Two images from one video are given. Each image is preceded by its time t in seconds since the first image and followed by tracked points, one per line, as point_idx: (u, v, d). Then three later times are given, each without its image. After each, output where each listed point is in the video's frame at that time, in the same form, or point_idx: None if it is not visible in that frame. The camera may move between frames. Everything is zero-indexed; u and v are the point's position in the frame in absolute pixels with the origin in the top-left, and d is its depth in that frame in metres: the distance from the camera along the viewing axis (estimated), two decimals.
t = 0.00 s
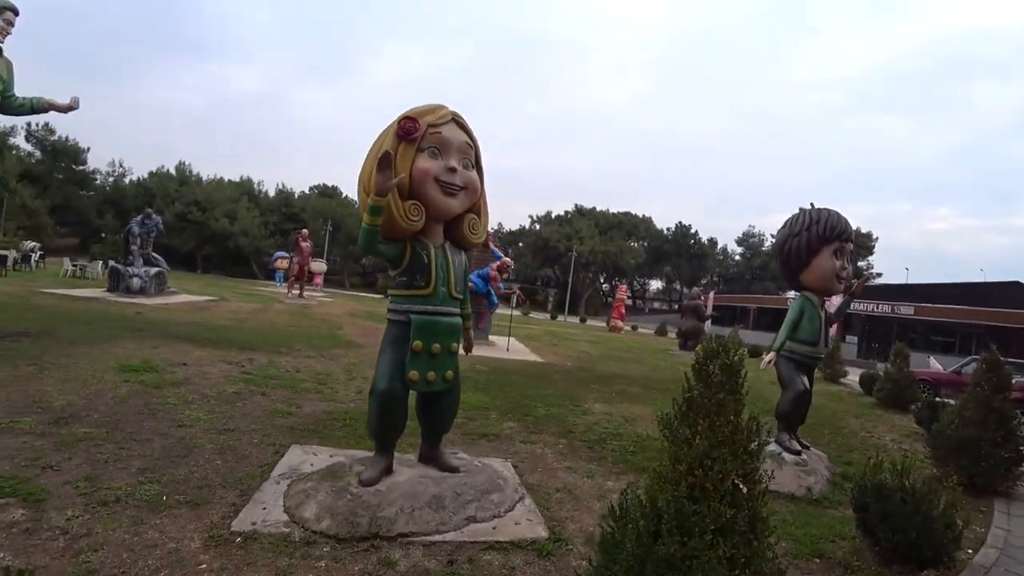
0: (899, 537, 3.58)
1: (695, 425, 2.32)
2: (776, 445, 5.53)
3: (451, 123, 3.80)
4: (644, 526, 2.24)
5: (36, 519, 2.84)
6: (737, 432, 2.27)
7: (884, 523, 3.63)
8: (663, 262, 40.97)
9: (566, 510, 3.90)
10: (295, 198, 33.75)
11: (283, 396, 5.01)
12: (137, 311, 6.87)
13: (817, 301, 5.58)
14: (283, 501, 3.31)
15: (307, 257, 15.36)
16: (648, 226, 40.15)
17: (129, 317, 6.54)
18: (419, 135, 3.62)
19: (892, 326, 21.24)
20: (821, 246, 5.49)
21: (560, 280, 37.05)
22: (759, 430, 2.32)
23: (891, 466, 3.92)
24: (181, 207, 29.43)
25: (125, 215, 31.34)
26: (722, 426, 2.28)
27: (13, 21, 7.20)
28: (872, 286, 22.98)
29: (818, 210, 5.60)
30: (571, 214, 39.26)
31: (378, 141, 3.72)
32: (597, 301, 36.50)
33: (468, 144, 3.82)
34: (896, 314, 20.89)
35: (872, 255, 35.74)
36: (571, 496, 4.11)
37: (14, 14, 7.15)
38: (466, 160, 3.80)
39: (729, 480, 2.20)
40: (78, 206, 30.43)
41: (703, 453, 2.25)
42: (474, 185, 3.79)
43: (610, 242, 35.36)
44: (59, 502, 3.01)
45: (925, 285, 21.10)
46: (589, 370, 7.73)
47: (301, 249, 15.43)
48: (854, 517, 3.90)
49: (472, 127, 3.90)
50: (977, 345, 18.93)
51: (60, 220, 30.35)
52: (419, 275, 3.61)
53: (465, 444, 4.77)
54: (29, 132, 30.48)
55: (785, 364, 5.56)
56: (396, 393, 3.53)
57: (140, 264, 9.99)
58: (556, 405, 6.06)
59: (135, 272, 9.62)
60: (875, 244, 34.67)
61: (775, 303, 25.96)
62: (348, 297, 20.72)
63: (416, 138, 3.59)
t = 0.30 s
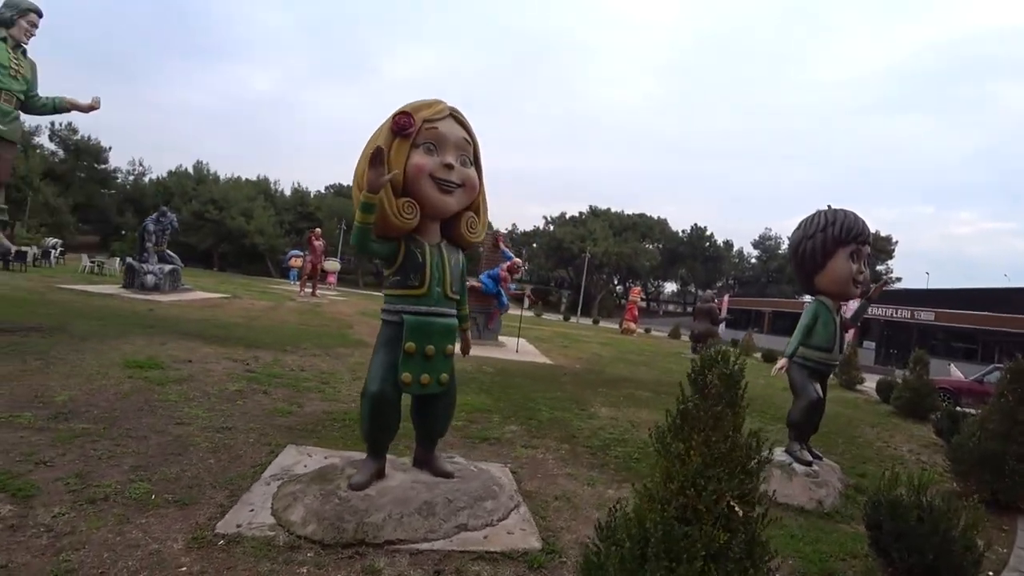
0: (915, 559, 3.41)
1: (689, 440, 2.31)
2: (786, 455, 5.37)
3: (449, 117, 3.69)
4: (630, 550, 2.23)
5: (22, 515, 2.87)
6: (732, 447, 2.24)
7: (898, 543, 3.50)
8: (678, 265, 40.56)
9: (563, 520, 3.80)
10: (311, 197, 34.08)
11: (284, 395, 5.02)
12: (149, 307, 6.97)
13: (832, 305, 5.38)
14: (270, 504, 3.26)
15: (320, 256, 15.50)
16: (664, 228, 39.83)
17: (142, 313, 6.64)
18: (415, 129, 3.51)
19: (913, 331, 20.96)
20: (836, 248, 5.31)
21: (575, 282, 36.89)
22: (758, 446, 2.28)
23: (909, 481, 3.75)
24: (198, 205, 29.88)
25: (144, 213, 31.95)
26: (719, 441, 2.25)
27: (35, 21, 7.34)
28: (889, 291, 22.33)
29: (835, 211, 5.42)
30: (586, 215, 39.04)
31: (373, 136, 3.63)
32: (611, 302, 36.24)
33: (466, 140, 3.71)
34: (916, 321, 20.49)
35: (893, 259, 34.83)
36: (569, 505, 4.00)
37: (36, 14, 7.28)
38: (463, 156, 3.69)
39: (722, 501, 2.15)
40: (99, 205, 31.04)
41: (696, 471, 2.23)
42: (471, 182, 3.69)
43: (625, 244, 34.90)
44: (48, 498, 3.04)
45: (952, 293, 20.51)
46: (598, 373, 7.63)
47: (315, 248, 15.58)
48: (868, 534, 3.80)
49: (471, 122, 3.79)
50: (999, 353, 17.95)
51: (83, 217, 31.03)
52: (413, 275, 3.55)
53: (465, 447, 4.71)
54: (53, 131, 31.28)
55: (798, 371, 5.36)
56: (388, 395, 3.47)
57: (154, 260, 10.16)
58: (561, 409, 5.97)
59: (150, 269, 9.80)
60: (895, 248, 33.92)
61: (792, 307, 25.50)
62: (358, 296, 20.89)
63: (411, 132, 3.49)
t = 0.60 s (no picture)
0: (923, 565, 3.31)
1: (677, 445, 2.24)
2: (790, 458, 5.23)
3: (439, 114, 3.64)
4: (611, 561, 2.02)
5: (8, 518, 2.86)
6: (723, 453, 2.17)
7: (905, 549, 3.41)
8: (683, 266, 40.32)
9: (558, 525, 3.71)
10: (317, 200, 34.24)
11: (281, 397, 5.01)
12: (152, 311, 7.01)
13: (835, 304, 5.28)
14: (259, 508, 3.23)
15: (323, 259, 15.55)
16: (669, 229, 39.61)
17: (144, 316, 6.68)
18: (404, 128, 3.47)
19: (920, 331, 20.63)
20: (839, 246, 5.22)
21: (579, 283, 36.75)
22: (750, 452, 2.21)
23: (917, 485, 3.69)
24: (203, 209, 30.04)
25: (150, 217, 32.17)
26: (710, 446, 2.19)
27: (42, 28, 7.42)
28: (894, 291, 22.01)
29: (837, 209, 5.32)
30: (590, 216, 38.89)
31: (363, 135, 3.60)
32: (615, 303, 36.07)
33: (456, 138, 3.67)
34: (923, 319, 20.09)
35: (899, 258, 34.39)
36: (565, 509, 3.92)
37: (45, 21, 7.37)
38: (454, 154, 3.65)
39: (711, 509, 2.07)
40: (106, 208, 31.31)
41: (685, 476, 2.15)
42: (462, 181, 3.65)
43: (629, 245, 34.75)
44: (35, 501, 3.03)
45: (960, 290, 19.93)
46: (600, 375, 7.56)
47: (318, 250, 15.63)
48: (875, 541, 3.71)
49: (463, 120, 3.74)
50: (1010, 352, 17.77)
51: (89, 221, 31.26)
52: (403, 275, 3.52)
53: (461, 451, 4.66)
54: (61, 136, 31.62)
55: (800, 372, 5.26)
56: (378, 398, 3.43)
57: (157, 264, 10.21)
58: (561, 411, 5.91)
59: (153, 273, 9.86)
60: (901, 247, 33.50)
61: (797, 307, 25.24)
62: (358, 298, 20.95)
63: (400, 131, 3.45)
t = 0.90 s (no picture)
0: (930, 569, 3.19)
1: (659, 446, 2.14)
2: (795, 459, 5.08)
3: (427, 114, 3.63)
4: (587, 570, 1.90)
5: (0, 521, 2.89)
6: (706, 455, 2.08)
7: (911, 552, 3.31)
8: (690, 266, 40.09)
9: (552, 530, 3.65)
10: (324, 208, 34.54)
11: (281, 402, 5.03)
12: (158, 318, 7.10)
13: (839, 300, 5.18)
14: (249, 511, 3.22)
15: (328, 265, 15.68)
16: (675, 229, 39.42)
17: (151, 323, 6.77)
18: (390, 128, 3.46)
19: (932, 327, 20.25)
20: (841, 240, 5.13)
21: (586, 286, 36.64)
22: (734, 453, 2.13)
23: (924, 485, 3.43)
24: (211, 218, 30.38)
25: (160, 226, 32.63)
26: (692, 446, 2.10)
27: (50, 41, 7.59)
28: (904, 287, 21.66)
29: (838, 202, 5.23)
30: (595, 218, 38.76)
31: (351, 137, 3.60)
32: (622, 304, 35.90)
33: (445, 137, 3.66)
34: (935, 315, 19.71)
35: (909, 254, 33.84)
36: (561, 513, 3.86)
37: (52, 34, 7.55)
38: (442, 154, 3.64)
39: (691, 514, 1.97)
40: (116, 219, 31.76)
41: (664, 478, 2.04)
42: (451, 181, 3.63)
43: (635, 246, 34.59)
44: (28, 504, 3.07)
45: (969, 285, 19.57)
46: (605, 377, 7.51)
47: (325, 257, 15.76)
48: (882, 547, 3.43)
49: (451, 119, 3.72)
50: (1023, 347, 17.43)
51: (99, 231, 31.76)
52: (392, 276, 3.51)
53: (458, 454, 4.63)
54: (72, 149, 32.23)
55: (805, 371, 5.18)
56: (367, 401, 3.42)
57: (165, 272, 10.34)
58: (563, 414, 5.86)
59: (161, 280, 9.99)
60: (912, 242, 32.96)
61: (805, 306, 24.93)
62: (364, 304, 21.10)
63: (386, 132, 3.44)
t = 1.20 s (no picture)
0: None
1: (636, 461, 2.08)
2: (812, 473, 4.90)
3: (428, 118, 3.66)
4: None
5: (10, 510, 2.99)
6: (682, 471, 2.04)
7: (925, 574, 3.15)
8: (715, 272, 39.40)
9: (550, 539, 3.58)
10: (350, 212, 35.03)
11: (292, 403, 5.10)
12: (183, 318, 7.31)
13: (859, 307, 5.00)
14: (248, 509, 3.26)
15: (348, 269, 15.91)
16: (700, 234, 38.85)
17: (176, 323, 6.97)
18: (390, 131, 3.50)
19: (967, 337, 19.45)
20: (861, 245, 4.97)
21: (609, 291, 36.29)
22: (713, 469, 2.11)
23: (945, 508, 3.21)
24: (239, 221, 31.00)
25: (190, 229, 33.36)
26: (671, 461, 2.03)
27: (87, 54, 8.17)
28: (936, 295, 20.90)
29: (858, 205, 5.08)
30: (618, 223, 38.41)
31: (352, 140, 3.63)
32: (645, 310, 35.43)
33: (446, 140, 3.68)
34: (970, 324, 18.92)
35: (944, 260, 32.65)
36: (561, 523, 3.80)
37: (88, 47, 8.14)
38: (443, 157, 3.66)
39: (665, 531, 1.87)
40: (148, 223, 32.63)
41: (635, 493, 1.97)
42: (451, 184, 3.65)
43: (658, 251, 34.14)
44: (39, 494, 3.17)
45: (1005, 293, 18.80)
46: (622, 384, 7.43)
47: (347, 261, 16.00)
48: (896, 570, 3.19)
49: (453, 122, 3.75)
50: None
51: (132, 234, 32.68)
52: (391, 279, 3.53)
53: (463, 459, 4.62)
54: (108, 155, 33.30)
55: (822, 381, 5.01)
56: (365, 403, 3.44)
57: (191, 274, 10.62)
58: (575, 420, 5.81)
59: (187, 282, 10.25)
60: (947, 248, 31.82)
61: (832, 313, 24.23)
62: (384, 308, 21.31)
63: (386, 135, 3.47)
